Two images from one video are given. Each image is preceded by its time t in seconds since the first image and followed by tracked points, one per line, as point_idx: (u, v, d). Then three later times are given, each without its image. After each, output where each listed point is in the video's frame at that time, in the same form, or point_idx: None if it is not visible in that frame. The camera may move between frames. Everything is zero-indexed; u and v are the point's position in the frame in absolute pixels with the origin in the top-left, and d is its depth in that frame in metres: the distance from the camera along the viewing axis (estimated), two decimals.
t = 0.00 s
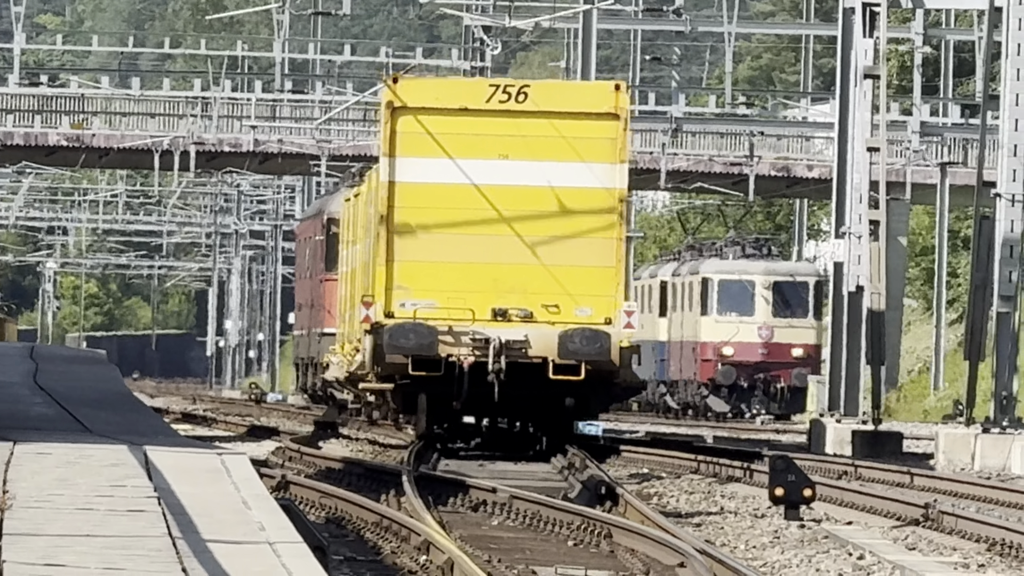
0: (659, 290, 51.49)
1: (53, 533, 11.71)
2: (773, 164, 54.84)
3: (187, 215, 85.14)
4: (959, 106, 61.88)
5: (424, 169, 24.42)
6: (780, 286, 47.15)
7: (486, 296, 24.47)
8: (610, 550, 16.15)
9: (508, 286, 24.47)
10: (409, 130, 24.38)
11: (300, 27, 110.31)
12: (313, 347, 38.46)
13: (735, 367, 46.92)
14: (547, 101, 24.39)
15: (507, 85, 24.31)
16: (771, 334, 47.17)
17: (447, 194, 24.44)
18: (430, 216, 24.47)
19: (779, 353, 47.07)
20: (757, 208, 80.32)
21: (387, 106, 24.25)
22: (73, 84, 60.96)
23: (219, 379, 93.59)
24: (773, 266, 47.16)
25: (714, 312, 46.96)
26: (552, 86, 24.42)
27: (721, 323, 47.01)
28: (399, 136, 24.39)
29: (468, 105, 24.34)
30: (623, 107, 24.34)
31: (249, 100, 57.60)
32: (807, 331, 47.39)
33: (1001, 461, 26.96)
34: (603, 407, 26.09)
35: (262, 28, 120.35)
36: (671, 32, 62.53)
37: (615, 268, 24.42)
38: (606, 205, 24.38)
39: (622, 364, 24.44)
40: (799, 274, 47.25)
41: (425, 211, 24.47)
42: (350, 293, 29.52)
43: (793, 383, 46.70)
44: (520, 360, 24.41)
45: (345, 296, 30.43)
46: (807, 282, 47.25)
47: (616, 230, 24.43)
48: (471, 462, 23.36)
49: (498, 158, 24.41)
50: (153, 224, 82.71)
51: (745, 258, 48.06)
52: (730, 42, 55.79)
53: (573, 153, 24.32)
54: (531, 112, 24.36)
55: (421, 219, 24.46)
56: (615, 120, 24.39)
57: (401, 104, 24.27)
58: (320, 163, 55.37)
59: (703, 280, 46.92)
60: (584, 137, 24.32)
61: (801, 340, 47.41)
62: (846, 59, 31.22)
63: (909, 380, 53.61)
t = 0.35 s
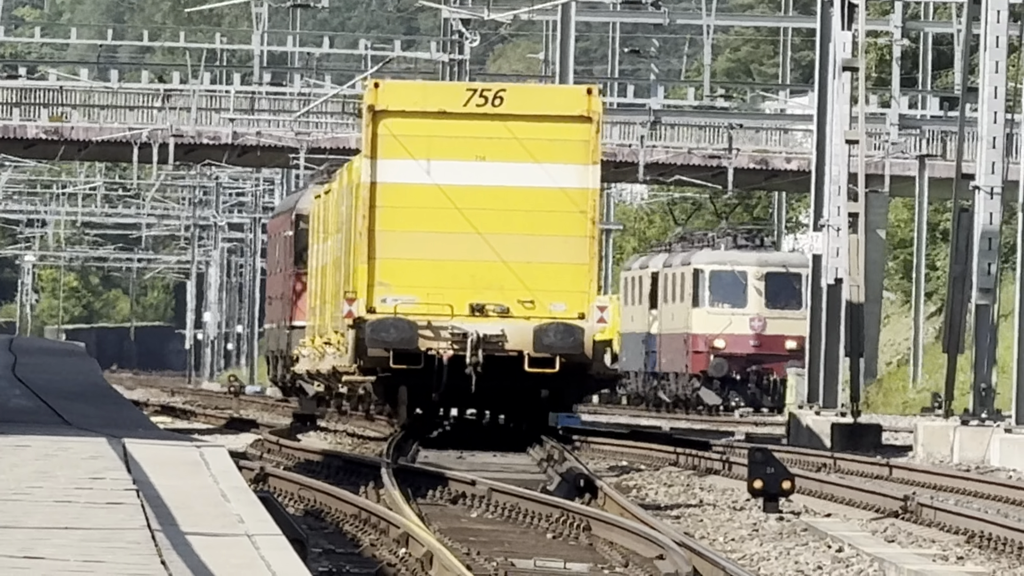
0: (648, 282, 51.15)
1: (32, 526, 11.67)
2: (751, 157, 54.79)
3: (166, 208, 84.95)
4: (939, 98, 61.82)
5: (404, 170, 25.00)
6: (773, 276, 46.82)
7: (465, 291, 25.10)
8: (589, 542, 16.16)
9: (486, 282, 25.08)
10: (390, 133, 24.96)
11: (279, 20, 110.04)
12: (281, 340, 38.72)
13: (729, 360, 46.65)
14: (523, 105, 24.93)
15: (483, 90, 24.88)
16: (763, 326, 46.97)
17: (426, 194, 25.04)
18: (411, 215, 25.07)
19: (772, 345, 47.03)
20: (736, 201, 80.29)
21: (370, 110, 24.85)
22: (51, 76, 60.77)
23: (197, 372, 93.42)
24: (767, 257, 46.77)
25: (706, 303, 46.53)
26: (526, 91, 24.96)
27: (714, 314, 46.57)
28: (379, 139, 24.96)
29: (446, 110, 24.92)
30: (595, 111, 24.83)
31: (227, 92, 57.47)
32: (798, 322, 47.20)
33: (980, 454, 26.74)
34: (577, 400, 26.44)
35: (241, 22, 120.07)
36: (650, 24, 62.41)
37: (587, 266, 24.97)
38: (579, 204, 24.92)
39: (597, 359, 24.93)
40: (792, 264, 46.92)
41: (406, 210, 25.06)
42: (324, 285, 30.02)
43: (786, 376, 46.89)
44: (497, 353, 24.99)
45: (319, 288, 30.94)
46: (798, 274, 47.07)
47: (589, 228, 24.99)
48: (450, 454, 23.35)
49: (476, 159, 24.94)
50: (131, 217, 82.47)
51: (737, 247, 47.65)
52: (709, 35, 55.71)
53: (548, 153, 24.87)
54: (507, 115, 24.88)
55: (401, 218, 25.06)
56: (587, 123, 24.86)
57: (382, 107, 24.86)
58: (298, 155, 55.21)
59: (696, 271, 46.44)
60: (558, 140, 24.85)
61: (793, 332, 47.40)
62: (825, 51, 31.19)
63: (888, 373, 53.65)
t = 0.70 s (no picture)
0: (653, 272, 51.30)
1: (24, 517, 11.67)
2: (744, 147, 54.78)
3: (158, 199, 84.84)
4: (930, 89, 61.82)
5: (401, 168, 25.08)
6: (777, 265, 47.13)
7: (457, 284, 25.18)
8: (582, 532, 16.21)
9: (478, 276, 25.13)
10: (386, 132, 25.01)
11: (271, 11, 110.01)
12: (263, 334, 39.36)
13: (734, 349, 46.76)
14: (515, 104, 24.96)
15: (476, 89, 24.92)
16: (770, 315, 47.16)
17: (421, 191, 25.11)
18: (406, 212, 25.15)
19: (779, 335, 47.11)
20: (729, 190, 80.45)
21: (365, 109, 24.92)
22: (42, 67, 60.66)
23: (189, 363, 93.41)
24: (772, 246, 47.20)
25: (712, 293, 46.63)
26: (518, 90, 24.99)
27: (719, 304, 46.68)
28: (376, 138, 25.02)
29: (439, 109, 24.98)
30: (583, 110, 24.85)
31: (220, 83, 57.38)
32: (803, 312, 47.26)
33: (973, 443, 26.84)
34: (565, 389, 26.49)
35: (233, 13, 120.08)
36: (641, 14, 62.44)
37: (576, 260, 25.02)
38: (567, 201, 24.98)
39: (585, 351, 25.05)
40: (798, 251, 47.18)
41: (401, 207, 25.15)
42: (318, 277, 30.14)
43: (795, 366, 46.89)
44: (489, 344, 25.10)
45: (312, 278, 31.06)
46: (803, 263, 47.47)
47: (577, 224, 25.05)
48: (444, 443, 23.38)
49: (469, 157, 24.99)
50: (124, 207, 82.44)
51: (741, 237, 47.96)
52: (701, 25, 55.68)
53: (540, 151, 24.92)
54: (499, 115, 24.93)
55: (396, 214, 25.15)
56: (576, 123, 24.87)
57: (378, 108, 24.91)
58: (291, 146, 55.20)
59: (701, 259, 46.62)
60: (549, 138, 24.88)
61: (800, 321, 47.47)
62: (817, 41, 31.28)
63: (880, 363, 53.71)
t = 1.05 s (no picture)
0: (668, 257, 50.55)
1: (29, 502, 11.68)
2: (748, 133, 54.73)
3: (163, 184, 84.87)
4: (934, 72, 61.72)
5: (409, 161, 26.62)
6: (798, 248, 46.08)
7: (461, 272, 26.68)
8: (587, 518, 16.23)
9: (480, 263, 26.63)
10: (394, 126, 26.54)
11: None
12: (261, 318, 41.05)
13: (754, 335, 46.39)
14: (517, 100, 26.52)
15: (480, 86, 26.52)
16: (789, 299, 46.59)
17: (427, 183, 26.62)
18: (412, 203, 26.60)
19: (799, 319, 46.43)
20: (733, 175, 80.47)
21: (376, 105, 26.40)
22: (47, 53, 60.65)
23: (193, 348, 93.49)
24: (792, 229, 46.26)
25: (731, 277, 46.01)
26: (520, 87, 26.59)
27: (738, 288, 46.06)
28: (385, 131, 26.52)
29: (445, 104, 26.56)
30: (582, 105, 26.43)
31: (224, 69, 57.36)
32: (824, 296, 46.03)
33: (977, 428, 26.80)
34: (567, 372, 27.79)
35: None
36: None
37: (573, 249, 26.63)
38: (566, 192, 26.54)
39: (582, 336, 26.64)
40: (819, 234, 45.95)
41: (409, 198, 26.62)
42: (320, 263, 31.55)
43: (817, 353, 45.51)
44: (493, 330, 26.67)
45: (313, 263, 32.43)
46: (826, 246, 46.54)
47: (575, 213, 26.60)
48: (450, 427, 23.41)
49: (473, 151, 26.52)
50: (128, 193, 82.41)
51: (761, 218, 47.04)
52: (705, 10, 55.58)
53: (541, 145, 26.49)
54: (502, 111, 26.48)
55: (404, 205, 26.59)
56: (576, 118, 26.43)
57: (388, 103, 26.48)
58: (295, 131, 55.15)
59: (720, 244, 45.84)
60: (550, 134, 26.44)
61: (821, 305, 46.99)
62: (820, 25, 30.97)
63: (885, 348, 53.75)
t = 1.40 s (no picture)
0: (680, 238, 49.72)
1: (29, 484, 11.69)
2: (747, 114, 54.65)
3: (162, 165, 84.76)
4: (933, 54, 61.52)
5: (406, 150, 27.13)
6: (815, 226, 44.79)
7: (459, 257, 27.34)
8: (586, 500, 16.28)
9: (477, 249, 27.27)
10: (393, 116, 27.00)
11: None
12: (256, 300, 40.97)
13: (769, 317, 45.78)
14: (512, 92, 26.88)
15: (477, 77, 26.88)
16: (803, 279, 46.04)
17: (424, 172, 27.14)
18: (410, 191, 27.17)
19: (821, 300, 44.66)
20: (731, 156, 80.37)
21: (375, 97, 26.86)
22: (44, 35, 60.40)
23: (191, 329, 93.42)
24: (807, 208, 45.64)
25: (744, 256, 45.40)
26: (516, 78, 26.93)
27: (752, 267, 45.45)
28: (384, 122, 26.99)
29: (442, 95, 26.97)
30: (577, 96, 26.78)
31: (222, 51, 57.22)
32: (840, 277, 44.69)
33: (976, 410, 26.81)
34: (563, 352, 28.40)
35: None
36: None
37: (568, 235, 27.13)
38: (561, 180, 27.00)
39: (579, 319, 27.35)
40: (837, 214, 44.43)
41: (408, 187, 27.18)
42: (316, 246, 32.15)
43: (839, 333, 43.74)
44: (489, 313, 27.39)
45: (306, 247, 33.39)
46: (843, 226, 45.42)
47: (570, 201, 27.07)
48: (449, 408, 23.40)
49: (469, 141, 26.99)
50: (127, 175, 82.25)
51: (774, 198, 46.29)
52: None
53: (535, 136, 26.93)
54: (498, 102, 26.84)
55: (403, 193, 27.15)
56: (568, 109, 26.81)
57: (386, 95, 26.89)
58: (294, 113, 55.07)
59: (732, 223, 45.27)
60: (544, 125, 26.88)
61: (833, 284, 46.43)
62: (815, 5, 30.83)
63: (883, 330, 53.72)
